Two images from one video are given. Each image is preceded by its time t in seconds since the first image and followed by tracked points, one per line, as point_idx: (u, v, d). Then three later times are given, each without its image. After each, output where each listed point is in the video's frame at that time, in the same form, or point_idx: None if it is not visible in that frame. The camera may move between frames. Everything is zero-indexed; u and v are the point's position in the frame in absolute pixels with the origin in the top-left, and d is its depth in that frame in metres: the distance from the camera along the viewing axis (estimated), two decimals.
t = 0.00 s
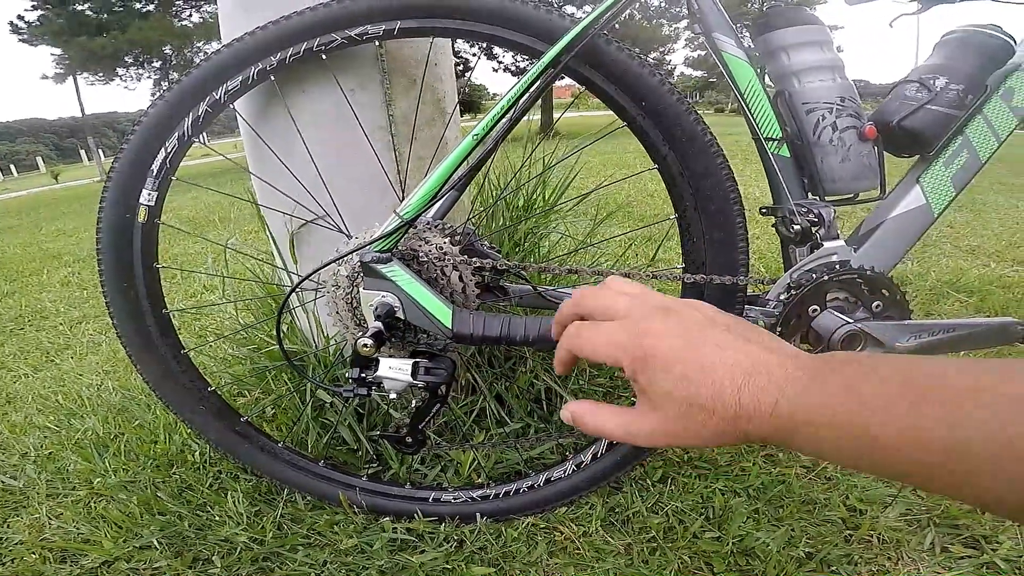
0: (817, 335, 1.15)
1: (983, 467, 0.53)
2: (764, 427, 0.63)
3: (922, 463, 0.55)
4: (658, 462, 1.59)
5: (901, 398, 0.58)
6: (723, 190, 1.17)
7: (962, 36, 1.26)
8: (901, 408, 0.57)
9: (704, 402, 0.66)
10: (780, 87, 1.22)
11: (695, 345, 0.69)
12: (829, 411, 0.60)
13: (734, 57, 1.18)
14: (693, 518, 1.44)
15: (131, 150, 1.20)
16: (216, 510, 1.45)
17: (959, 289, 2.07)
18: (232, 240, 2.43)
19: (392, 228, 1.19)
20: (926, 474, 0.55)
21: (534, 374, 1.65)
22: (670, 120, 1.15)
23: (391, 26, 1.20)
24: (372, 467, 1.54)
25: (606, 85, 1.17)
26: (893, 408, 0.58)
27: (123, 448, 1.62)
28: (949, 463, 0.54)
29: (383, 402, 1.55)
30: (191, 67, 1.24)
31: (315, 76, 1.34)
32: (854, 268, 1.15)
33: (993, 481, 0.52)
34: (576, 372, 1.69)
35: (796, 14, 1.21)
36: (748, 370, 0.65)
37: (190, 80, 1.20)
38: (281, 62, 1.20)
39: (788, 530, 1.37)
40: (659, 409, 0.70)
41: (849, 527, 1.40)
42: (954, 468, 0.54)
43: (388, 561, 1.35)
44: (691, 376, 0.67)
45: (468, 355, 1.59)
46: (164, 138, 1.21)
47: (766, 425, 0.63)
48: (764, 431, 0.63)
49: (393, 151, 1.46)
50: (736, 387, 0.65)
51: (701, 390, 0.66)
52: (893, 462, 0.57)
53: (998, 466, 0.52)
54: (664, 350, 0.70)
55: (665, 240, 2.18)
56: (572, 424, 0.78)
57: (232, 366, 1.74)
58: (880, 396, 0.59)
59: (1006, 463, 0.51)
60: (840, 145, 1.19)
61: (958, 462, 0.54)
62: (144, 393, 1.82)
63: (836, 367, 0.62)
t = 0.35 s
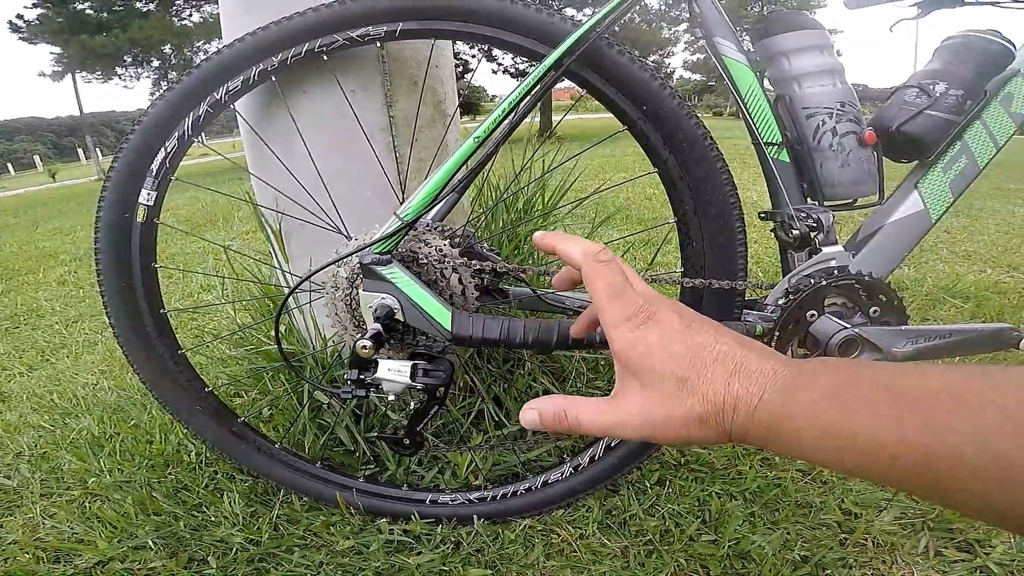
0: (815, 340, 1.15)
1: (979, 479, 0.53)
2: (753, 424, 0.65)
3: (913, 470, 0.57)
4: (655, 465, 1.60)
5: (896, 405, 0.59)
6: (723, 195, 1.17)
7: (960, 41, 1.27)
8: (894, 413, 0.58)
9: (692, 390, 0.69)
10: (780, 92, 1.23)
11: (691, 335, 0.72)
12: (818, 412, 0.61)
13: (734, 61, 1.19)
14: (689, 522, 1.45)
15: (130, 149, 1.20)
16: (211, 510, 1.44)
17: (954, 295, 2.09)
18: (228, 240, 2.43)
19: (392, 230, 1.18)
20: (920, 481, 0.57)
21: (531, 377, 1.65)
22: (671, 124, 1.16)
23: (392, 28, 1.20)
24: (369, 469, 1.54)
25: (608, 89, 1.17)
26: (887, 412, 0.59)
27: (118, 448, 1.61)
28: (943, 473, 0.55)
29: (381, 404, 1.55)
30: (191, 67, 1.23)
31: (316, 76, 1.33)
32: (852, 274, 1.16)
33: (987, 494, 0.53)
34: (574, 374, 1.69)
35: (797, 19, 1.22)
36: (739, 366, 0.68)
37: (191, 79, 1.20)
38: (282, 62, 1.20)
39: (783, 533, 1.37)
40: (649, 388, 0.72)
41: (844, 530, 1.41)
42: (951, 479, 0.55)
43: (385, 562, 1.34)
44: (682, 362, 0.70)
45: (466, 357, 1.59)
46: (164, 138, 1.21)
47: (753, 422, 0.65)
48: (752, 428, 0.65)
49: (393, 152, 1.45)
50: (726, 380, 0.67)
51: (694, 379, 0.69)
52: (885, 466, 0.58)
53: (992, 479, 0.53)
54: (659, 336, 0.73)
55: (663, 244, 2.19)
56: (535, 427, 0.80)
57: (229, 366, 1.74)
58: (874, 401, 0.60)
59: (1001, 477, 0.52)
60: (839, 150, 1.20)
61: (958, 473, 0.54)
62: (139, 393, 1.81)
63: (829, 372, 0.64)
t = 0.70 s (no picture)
0: (807, 338, 1.15)
1: (996, 475, 0.51)
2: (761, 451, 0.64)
3: (929, 476, 0.54)
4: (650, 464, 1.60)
5: (900, 413, 0.57)
6: (713, 194, 1.17)
7: (952, 38, 1.27)
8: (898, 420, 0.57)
9: (700, 430, 0.69)
10: (770, 91, 1.24)
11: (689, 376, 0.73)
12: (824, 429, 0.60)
13: (724, 60, 1.19)
14: (684, 521, 1.45)
15: (121, 152, 1.20)
16: (206, 513, 1.44)
17: (949, 292, 2.09)
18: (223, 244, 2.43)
19: (383, 231, 1.18)
20: (938, 488, 0.54)
21: (526, 377, 1.65)
22: (661, 124, 1.16)
23: (383, 29, 1.20)
24: (365, 471, 1.54)
25: (597, 89, 1.17)
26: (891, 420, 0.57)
27: (113, 452, 1.62)
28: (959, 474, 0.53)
29: (376, 405, 1.55)
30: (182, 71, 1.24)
31: (306, 79, 1.34)
32: (843, 272, 1.16)
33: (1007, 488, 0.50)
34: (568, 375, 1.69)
35: (787, 17, 1.22)
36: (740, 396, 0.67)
37: (181, 83, 1.20)
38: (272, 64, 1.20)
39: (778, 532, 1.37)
40: (661, 438, 0.74)
41: (840, 529, 1.41)
42: (967, 479, 0.52)
43: (380, 563, 1.34)
44: (684, 406, 0.71)
45: (460, 358, 1.59)
46: (155, 141, 1.21)
47: (762, 449, 0.64)
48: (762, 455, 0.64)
49: (385, 154, 1.46)
50: (730, 412, 0.67)
51: (699, 419, 0.69)
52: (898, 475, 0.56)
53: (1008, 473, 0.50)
54: (661, 384, 0.75)
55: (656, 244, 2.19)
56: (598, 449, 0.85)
57: (224, 370, 1.74)
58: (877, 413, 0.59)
59: (1018, 470, 0.50)
60: (829, 148, 1.20)
61: (973, 471, 0.52)
62: (135, 397, 1.82)
63: (828, 391, 0.63)
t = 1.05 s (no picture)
0: (805, 339, 1.16)
1: (994, 476, 0.51)
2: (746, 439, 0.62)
3: (926, 475, 0.54)
4: (648, 465, 1.59)
5: (898, 408, 0.57)
6: (711, 196, 1.18)
7: (950, 39, 1.27)
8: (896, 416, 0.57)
9: (682, 410, 0.66)
10: (768, 92, 1.24)
11: (674, 352, 0.70)
12: (814, 422, 0.59)
13: (722, 61, 1.20)
14: (682, 522, 1.44)
15: (117, 152, 1.20)
16: (203, 514, 1.44)
17: (945, 294, 2.09)
18: (221, 245, 2.43)
19: (381, 232, 1.18)
20: (936, 488, 0.54)
21: (524, 378, 1.65)
22: (659, 125, 1.16)
23: (381, 29, 1.20)
24: (362, 472, 1.54)
25: (595, 88, 1.17)
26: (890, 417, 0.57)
27: (110, 452, 1.61)
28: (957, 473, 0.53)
29: (373, 406, 1.54)
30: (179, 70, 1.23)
31: (304, 79, 1.34)
32: (841, 273, 1.16)
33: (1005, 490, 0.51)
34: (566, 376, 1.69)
35: (784, 18, 1.22)
36: (726, 378, 0.65)
37: (179, 82, 1.20)
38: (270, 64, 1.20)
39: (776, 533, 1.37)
40: (638, 414, 0.71)
41: (837, 530, 1.41)
42: (967, 480, 0.52)
43: (378, 564, 1.34)
44: (670, 383, 0.68)
45: (458, 359, 1.59)
46: (152, 141, 1.20)
47: (747, 434, 0.62)
48: (743, 439, 0.62)
49: (383, 154, 1.45)
50: (715, 392, 0.65)
51: (682, 397, 0.67)
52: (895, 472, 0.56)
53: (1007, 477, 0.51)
54: (645, 359, 0.71)
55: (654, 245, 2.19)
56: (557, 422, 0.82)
57: (220, 370, 1.74)
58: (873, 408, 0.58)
59: (1016, 471, 0.50)
60: (827, 149, 1.20)
61: (973, 473, 0.52)
62: (131, 397, 1.81)
63: (820, 381, 0.62)
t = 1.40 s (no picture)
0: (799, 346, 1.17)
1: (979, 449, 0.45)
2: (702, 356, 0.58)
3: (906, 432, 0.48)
4: (642, 469, 1.61)
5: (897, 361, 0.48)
6: (709, 203, 1.19)
7: (947, 49, 1.29)
8: (884, 346, 0.49)
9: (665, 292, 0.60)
10: (767, 99, 1.25)
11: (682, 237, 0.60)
12: (791, 355, 0.53)
13: (722, 68, 1.22)
14: (676, 526, 1.45)
15: (119, 152, 1.20)
16: (198, 513, 1.44)
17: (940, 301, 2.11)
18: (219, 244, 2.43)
19: (381, 235, 1.18)
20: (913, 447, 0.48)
21: (521, 381, 1.66)
22: (659, 133, 1.17)
23: (384, 33, 1.21)
24: (358, 472, 1.54)
25: (596, 94, 1.18)
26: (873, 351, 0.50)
27: (104, 450, 1.61)
28: (918, 434, 0.48)
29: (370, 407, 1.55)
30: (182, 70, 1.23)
31: (306, 81, 1.34)
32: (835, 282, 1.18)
33: (970, 466, 0.46)
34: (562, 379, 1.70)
35: (784, 27, 1.24)
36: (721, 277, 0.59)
37: (182, 82, 1.20)
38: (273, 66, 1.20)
39: (769, 537, 1.38)
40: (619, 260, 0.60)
41: (829, 534, 1.42)
42: (931, 443, 0.47)
43: (372, 565, 1.35)
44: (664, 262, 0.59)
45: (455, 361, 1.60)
46: (154, 141, 1.21)
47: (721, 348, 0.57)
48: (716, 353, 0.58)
49: (383, 157, 1.46)
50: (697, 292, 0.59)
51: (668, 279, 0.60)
52: (852, 421, 0.50)
53: (980, 450, 0.45)
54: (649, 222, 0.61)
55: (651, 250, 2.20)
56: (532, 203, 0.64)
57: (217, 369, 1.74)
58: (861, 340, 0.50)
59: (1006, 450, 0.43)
60: (824, 158, 1.22)
61: (938, 437, 0.47)
62: (126, 395, 1.81)
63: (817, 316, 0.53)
